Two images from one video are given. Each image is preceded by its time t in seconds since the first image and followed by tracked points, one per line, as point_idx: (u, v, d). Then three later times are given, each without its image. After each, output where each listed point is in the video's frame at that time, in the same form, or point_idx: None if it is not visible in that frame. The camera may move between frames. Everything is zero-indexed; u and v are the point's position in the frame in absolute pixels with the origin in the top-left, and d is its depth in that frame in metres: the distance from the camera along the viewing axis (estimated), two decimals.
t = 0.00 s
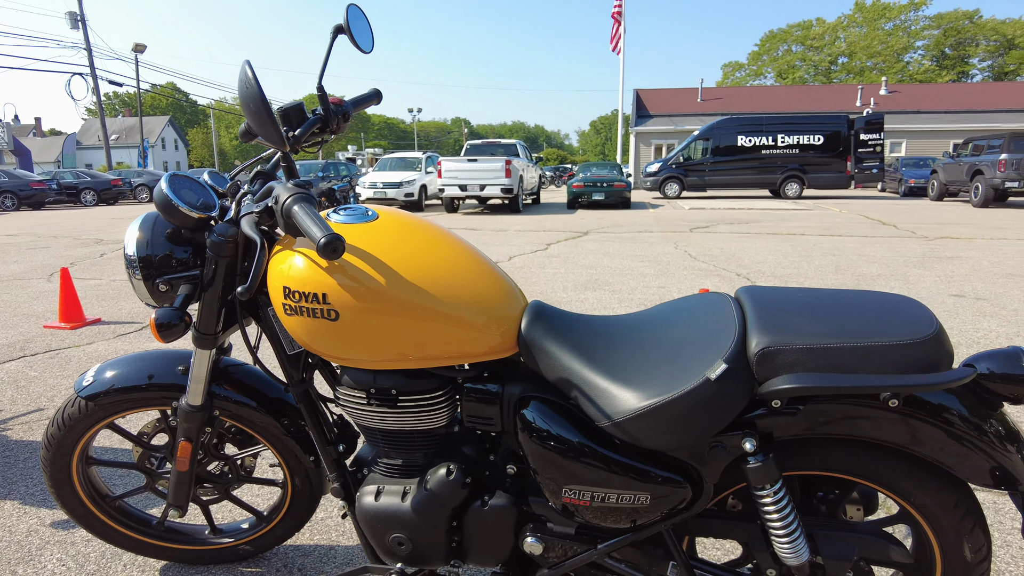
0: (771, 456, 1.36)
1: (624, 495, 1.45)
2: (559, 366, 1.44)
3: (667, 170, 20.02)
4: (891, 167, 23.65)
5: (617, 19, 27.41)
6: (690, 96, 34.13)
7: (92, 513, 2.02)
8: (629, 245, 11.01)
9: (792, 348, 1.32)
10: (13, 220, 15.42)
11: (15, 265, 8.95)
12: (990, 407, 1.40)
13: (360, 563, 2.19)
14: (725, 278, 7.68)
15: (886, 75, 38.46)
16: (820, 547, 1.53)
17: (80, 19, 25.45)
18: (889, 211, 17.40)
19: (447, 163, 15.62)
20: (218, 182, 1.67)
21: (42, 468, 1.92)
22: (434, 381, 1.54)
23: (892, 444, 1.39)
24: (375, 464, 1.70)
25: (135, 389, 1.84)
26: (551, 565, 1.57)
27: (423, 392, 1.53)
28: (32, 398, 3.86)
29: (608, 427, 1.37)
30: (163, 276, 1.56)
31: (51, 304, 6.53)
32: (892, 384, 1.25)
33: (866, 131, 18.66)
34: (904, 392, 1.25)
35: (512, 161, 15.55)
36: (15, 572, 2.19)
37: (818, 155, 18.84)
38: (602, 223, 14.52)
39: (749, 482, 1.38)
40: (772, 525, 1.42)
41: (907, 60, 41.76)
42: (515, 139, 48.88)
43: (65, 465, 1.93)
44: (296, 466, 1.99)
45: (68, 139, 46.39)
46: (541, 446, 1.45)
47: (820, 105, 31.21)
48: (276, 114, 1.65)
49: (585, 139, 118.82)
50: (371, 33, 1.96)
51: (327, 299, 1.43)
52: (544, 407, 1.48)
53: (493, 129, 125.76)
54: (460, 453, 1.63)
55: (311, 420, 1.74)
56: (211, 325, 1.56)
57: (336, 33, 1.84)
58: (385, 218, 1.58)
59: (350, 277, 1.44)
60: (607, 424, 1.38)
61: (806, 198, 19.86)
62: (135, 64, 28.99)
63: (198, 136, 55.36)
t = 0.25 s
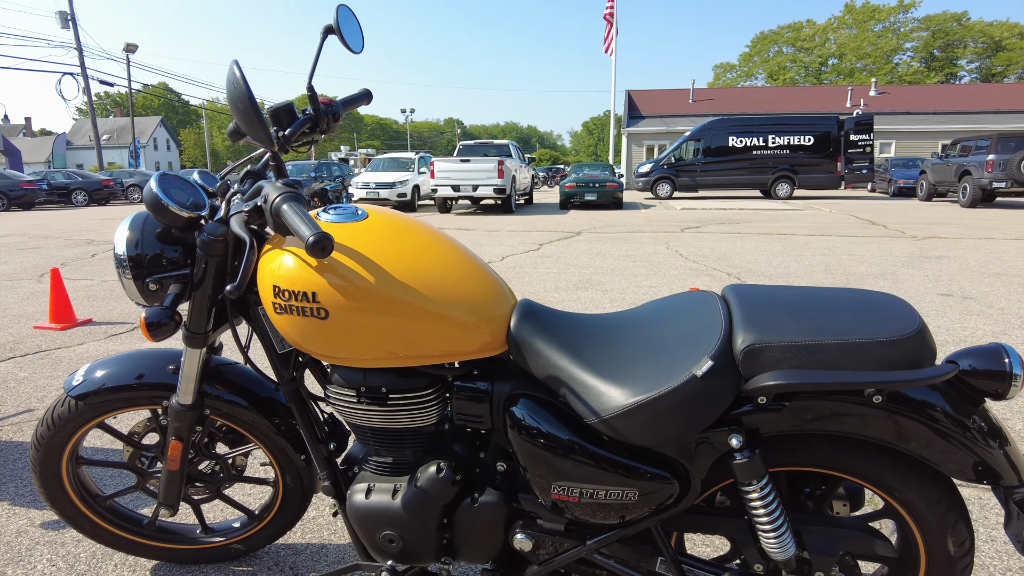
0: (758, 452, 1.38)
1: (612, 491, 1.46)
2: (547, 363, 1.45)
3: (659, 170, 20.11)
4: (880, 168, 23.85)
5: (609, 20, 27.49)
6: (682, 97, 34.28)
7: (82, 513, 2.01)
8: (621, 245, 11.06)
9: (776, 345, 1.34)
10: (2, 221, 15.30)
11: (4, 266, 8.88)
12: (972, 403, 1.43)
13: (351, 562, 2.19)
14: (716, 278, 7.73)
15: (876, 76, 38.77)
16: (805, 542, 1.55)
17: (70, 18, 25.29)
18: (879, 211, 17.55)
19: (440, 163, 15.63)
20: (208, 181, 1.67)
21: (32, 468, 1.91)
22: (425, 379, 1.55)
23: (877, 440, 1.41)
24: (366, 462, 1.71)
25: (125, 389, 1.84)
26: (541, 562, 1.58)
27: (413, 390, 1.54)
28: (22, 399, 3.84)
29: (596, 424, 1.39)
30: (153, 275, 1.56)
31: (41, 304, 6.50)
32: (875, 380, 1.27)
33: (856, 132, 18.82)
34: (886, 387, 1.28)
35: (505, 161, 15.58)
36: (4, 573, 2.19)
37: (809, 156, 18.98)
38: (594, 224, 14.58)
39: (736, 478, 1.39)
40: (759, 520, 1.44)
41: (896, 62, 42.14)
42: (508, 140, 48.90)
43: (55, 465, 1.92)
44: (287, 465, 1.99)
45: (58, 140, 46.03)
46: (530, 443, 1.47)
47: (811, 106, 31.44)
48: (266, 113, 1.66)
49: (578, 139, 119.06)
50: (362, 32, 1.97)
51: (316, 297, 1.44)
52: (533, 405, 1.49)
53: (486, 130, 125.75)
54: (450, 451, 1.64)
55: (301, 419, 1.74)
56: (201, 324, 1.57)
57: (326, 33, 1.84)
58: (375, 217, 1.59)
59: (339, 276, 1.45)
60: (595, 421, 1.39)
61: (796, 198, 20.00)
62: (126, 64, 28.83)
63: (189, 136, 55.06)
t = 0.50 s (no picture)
0: (747, 443, 1.39)
1: (604, 482, 1.48)
2: (540, 356, 1.47)
3: (652, 170, 20.19)
4: (871, 167, 24.04)
5: (602, 20, 27.56)
6: (674, 97, 34.41)
7: (75, 509, 2.01)
8: (614, 244, 11.10)
9: (765, 337, 1.35)
10: None
11: None
12: (959, 393, 1.45)
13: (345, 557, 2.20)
14: (708, 276, 7.79)
15: (866, 77, 39.06)
16: (795, 533, 1.57)
17: (59, 16, 25.12)
18: (869, 210, 17.69)
19: (433, 163, 15.63)
20: (202, 176, 1.67)
21: (24, 465, 1.91)
22: (418, 373, 1.56)
23: (866, 430, 1.43)
24: (359, 456, 1.71)
25: (119, 384, 1.84)
26: (533, 554, 1.60)
27: (407, 383, 1.55)
28: (13, 398, 3.82)
29: (588, 415, 1.40)
30: (146, 269, 1.56)
31: (32, 303, 6.46)
32: (862, 371, 1.29)
33: (847, 132, 18.96)
34: (874, 378, 1.29)
35: (498, 161, 15.60)
36: None
37: (800, 155, 19.10)
38: (587, 223, 14.63)
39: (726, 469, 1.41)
40: (750, 510, 1.45)
41: (887, 62, 42.48)
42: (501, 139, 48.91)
43: (47, 461, 1.91)
44: (281, 460, 2.00)
45: (48, 139, 45.70)
46: (523, 435, 1.48)
47: (802, 106, 31.64)
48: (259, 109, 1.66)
49: (571, 139, 119.26)
50: (355, 30, 1.98)
51: (309, 291, 1.45)
52: (526, 398, 1.50)
53: (479, 129, 125.73)
54: (444, 445, 1.65)
55: (295, 413, 1.74)
56: (195, 318, 1.57)
57: (319, 30, 1.85)
58: (368, 212, 1.60)
59: (332, 269, 1.45)
60: (587, 413, 1.41)
61: (788, 198, 20.12)
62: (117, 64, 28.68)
63: (181, 135, 54.79)
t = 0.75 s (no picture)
0: (731, 442, 1.42)
1: (591, 482, 1.50)
2: (528, 357, 1.49)
3: (645, 170, 20.26)
4: (863, 168, 24.21)
5: (596, 19, 27.62)
6: (668, 97, 34.53)
7: (67, 511, 2.02)
8: (606, 244, 11.15)
9: (748, 338, 1.38)
10: None
11: None
12: (939, 393, 1.48)
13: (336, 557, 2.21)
14: (700, 276, 7.85)
15: (858, 77, 39.32)
16: (780, 530, 1.59)
17: (49, 15, 24.97)
18: (861, 210, 17.82)
19: (426, 163, 15.64)
20: (193, 179, 1.68)
21: (16, 466, 1.91)
22: (408, 373, 1.58)
23: (848, 429, 1.45)
24: (350, 456, 1.73)
25: (110, 386, 1.84)
26: (523, 552, 1.62)
27: (397, 384, 1.57)
28: (3, 399, 3.82)
29: (575, 415, 1.42)
30: (138, 272, 1.57)
31: (22, 304, 6.44)
32: (845, 371, 1.32)
33: (839, 132, 19.08)
34: (855, 378, 1.32)
35: (491, 161, 15.63)
36: None
37: (792, 156, 19.22)
38: (580, 223, 14.69)
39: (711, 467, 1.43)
40: (735, 509, 1.48)
41: (878, 63, 42.76)
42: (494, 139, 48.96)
43: (39, 462, 1.92)
44: (272, 460, 2.01)
45: (38, 138, 45.39)
46: (512, 435, 1.50)
47: (794, 107, 31.83)
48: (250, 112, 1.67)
49: (564, 139, 119.41)
50: (346, 32, 1.99)
51: (300, 293, 1.46)
52: (515, 398, 1.52)
53: (473, 129, 125.67)
54: (434, 445, 1.67)
55: (286, 414, 1.76)
56: (186, 320, 1.58)
57: (310, 33, 1.86)
58: (359, 214, 1.61)
59: (323, 272, 1.47)
60: (574, 413, 1.43)
61: (780, 198, 20.24)
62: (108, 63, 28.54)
63: (173, 135, 54.54)
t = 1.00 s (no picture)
0: (731, 462, 1.45)
1: (594, 500, 1.53)
2: (532, 378, 1.51)
3: (639, 171, 20.34)
4: (856, 169, 24.37)
5: (591, 20, 27.69)
6: (662, 98, 34.64)
7: (73, 525, 2.04)
8: (602, 247, 11.20)
9: (747, 361, 1.41)
10: None
11: None
12: (932, 413, 1.51)
13: (340, 569, 2.23)
14: (695, 281, 7.92)
15: (852, 78, 39.53)
16: (777, 544, 1.63)
17: (42, 15, 24.86)
18: (854, 211, 17.95)
19: (422, 164, 15.67)
20: (200, 201, 1.70)
21: (23, 482, 1.94)
22: (413, 393, 1.61)
23: (844, 448, 1.49)
24: (355, 473, 1.76)
25: (116, 404, 1.86)
26: (527, 567, 1.65)
27: (403, 404, 1.60)
28: (3, 408, 3.84)
29: (579, 436, 1.45)
30: (147, 293, 1.60)
31: (19, 309, 6.45)
32: (841, 394, 1.35)
33: (832, 133, 19.21)
34: (850, 402, 1.36)
35: (486, 163, 15.68)
36: None
37: (787, 157, 19.33)
38: (575, 225, 14.75)
39: (711, 486, 1.47)
40: (734, 525, 1.51)
41: (871, 64, 43.03)
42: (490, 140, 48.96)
43: (46, 478, 1.94)
44: (277, 474, 2.04)
45: (31, 139, 45.17)
46: (515, 453, 1.53)
47: (788, 108, 31.99)
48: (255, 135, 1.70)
49: (560, 139, 119.53)
50: (348, 52, 2.02)
51: (309, 316, 1.49)
52: (519, 418, 1.56)
53: (468, 129, 125.68)
54: (438, 462, 1.69)
55: (292, 431, 1.78)
56: (195, 340, 1.61)
57: (314, 53, 1.89)
58: (363, 235, 1.64)
59: (330, 295, 1.49)
60: (579, 434, 1.45)
61: (774, 199, 20.37)
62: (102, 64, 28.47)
63: (167, 135, 54.35)
